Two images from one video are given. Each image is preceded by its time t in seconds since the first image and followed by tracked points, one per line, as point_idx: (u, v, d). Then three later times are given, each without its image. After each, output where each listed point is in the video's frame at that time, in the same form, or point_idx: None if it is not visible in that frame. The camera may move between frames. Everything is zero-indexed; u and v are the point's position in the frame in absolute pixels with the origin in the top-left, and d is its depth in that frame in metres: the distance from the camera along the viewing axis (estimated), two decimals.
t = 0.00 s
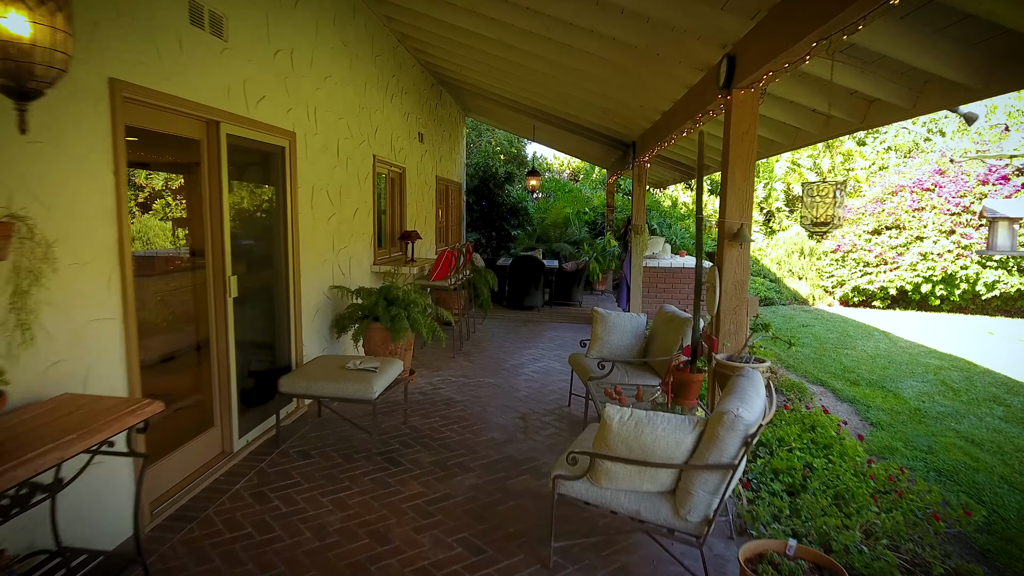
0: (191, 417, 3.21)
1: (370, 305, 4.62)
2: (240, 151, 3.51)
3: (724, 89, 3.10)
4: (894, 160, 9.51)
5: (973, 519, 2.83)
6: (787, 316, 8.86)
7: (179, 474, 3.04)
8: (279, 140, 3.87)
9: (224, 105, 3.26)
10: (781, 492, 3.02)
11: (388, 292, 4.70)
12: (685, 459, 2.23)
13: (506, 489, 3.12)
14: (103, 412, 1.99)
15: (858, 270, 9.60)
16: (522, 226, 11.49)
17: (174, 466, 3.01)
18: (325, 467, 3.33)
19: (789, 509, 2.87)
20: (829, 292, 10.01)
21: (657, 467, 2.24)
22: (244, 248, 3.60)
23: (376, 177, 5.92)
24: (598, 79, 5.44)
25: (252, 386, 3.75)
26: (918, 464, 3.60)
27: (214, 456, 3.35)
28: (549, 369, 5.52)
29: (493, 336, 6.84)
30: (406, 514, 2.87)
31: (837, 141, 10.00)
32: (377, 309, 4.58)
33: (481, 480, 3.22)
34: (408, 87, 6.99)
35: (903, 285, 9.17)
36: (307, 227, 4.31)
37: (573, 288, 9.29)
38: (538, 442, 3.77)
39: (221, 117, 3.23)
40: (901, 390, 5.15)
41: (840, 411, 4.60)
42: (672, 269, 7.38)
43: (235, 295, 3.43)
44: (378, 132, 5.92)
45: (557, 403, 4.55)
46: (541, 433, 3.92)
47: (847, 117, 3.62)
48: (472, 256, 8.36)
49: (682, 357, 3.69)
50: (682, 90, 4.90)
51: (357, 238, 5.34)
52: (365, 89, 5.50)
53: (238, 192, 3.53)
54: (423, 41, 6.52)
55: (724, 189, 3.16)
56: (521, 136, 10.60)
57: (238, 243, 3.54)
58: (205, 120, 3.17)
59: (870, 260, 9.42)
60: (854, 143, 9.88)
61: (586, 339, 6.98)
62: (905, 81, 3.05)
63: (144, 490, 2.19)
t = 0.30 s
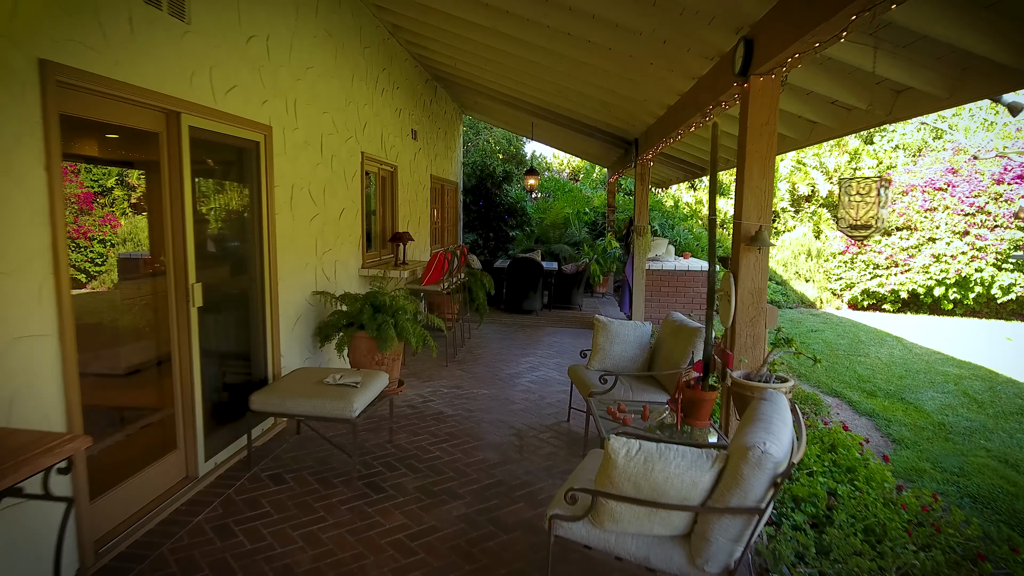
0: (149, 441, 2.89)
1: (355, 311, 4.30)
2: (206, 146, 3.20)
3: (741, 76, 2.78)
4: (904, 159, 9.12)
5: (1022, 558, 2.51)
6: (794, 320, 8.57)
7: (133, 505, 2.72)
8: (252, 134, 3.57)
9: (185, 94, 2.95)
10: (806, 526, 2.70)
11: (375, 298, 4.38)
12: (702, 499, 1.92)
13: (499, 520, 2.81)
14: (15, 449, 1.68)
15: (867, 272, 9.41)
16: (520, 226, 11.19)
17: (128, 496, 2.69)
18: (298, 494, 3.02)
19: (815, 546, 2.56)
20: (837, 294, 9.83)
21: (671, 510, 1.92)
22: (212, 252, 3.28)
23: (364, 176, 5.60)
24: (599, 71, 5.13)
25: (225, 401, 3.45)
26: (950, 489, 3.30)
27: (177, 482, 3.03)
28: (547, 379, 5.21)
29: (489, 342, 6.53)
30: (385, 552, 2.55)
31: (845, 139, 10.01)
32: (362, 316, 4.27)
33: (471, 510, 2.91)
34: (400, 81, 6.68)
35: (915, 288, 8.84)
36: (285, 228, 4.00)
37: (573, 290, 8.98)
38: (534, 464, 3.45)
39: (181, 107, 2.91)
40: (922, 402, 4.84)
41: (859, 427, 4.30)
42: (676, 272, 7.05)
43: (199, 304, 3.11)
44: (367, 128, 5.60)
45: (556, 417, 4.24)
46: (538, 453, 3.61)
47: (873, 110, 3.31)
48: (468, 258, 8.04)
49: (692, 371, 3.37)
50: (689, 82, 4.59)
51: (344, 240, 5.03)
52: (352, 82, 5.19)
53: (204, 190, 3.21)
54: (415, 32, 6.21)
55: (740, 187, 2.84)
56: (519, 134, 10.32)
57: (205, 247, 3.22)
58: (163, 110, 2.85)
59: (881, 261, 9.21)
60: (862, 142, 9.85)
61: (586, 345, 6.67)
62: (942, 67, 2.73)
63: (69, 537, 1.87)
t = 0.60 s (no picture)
0: (104, 467, 2.60)
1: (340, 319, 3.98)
2: (170, 139, 2.90)
3: (765, 60, 2.48)
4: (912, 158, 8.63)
5: None
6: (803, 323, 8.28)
7: (82, 541, 2.42)
8: (226, 127, 3.27)
9: (144, 82, 2.65)
10: (839, 565, 2.41)
11: (362, 304, 4.08)
12: (730, 551, 1.62)
13: (492, 557, 2.51)
14: None
15: (879, 274, 9.27)
16: (519, 227, 10.89)
17: (77, 528, 2.40)
18: (271, 525, 2.73)
19: None
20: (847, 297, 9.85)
21: (693, 565, 1.62)
22: (178, 256, 2.98)
23: (354, 174, 5.30)
24: (603, 62, 4.83)
25: (196, 417, 3.17)
26: (989, 515, 3.01)
27: (137, 511, 2.74)
28: (548, 389, 4.92)
29: (486, 348, 6.23)
30: None
31: (853, 138, 10.11)
32: (349, 324, 3.97)
33: (462, 543, 2.61)
34: (393, 75, 6.37)
35: (929, 290, 8.27)
36: (265, 230, 3.70)
37: (573, 293, 8.68)
38: (533, 487, 3.16)
39: (138, 95, 2.61)
40: (947, 414, 4.55)
41: (882, 443, 4.02)
42: (682, 275, 6.71)
43: (162, 314, 2.81)
44: (358, 124, 5.30)
45: (556, 432, 3.94)
46: (538, 474, 3.32)
47: (906, 100, 3.01)
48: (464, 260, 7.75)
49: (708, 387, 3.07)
50: (699, 73, 4.29)
51: (331, 242, 4.74)
52: (341, 75, 4.89)
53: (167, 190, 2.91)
54: (409, 23, 5.91)
55: (762, 184, 2.55)
56: (519, 132, 10.01)
57: (170, 251, 2.93)
58: (118, 99, 2.56)
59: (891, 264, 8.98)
60: (868, 139, 9.88)
61: (588, 350, 6.38)
62: (988, 49, 2.44)
63: None
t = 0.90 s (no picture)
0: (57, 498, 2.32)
1: (327, 326, 3.71)
2: (134, 132, 2.63)
3: (796, 41, 2.21)
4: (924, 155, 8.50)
5: None
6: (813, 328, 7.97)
7: None
8: (199, 119, 2.99)
9: (102, 66, 2.38)
10: None
11: (350, 311, 3.80)
12: None
13: None
14: None
15: (890, 276, 8.94)
16: (520, 227, 10.60)
17: (23, 568, 2.12)
18: (244, 560, 2.45)
19: None
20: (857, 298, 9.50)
21: None
22: (145, 260, 2.71)
23: (345, 172, 5.02)
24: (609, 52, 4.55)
25: (165, 436, 2.88)
26: None
27: (95, 544, 2.46)
28: (549, 399, 4.64)
29: (485, 354, 5.96)
30: None
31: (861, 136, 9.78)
32: (337, 332, 3.70)
33: None
34: (387, 69, 6.09)
35: (943, 293, 8.13)
36: (245, 231, 3.42)
37: (575, 296, 8.41)
38: (535, 513, 2.89)
39: (94, 82, 2.33)
40: (974, 427, 4.28)
41: (910, 460, 3.73)
42: (690, 277, 6.41)
43: (122, 326, 2.53)
44: (349, 119, 5.02)
45: (559, 448, 3.67)
46: (540, 497, 3.05)
47: (947, 88, 2.73)
48: (463, 261, 7.54)
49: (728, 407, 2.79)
50: (712, 63, 4.01)
51: (320, 244, 4.46)
52: (330, 66, 4.61)
53: (131, 187, 2.63)
54: (404, 14, 5.64)
55: (793, 179, 2.28)
56: (519, 130, 9.75)
57: (135, 255, 2.66)
58: (70, 85, 2.28)
59: (904, 265, 8.62)
60: (875, 140, 9.74)
61: (591, 357, 6.11)
62: None
63: None
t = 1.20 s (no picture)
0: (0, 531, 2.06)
1: (314, 334, 3.46)
2: (95, 122, 2.38)
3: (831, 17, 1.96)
4: (932, 156, 8.30)
5: None
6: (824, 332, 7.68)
7: None
8: (169, 108, 2.73)
9: (55, 48, 2.13)
10: None
11: (339, 316, 3.53)
12: None
13: None
14: None
15: (901, 278, 8.46)
16: (520, 227, 10.34)
17: None
18: None
19: None
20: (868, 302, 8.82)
21: None
22: (107, 263, 2.46)
23: (337, 169, 4.77)
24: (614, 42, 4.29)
25: (131, 456, 2.64)
26: None
27: None
28: (552, 409, 4.39)
29: (484, 360, 5.71)
30: None
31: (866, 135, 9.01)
32: (326, 338, 3.45)
33: None
34: (382, 62, 5.83)
35: (957, 296, 8.01)
36: (223, 231, 3.16)
37: (577, 298, 8.17)
38: (538, 541, 2.63)
39: (44, 64, 2.08)
40: (1003, 439, 4.04)
41: (940, 477, 3.48)
42: (698, 279, 6.13)
43: (78, 337, 2.28)
44: (341, 113, 4.76)
45: (563, 465, 3.41)
46: (543, 522, 2.79)
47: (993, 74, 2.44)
48: (463, 261, 7.40)
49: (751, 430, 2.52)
50: (727, 51, 3.76)
51: (309, 244, 4.20)
52: (320, 57, 4.36)
53: (90, 184, 2.38)
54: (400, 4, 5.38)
55: (829, 173, 2.02)
56: (520, 127, 9.51)
57: (96, 257, 2.41)
58: (16, 67, 2.02)
59: (917, 266, 8.25)
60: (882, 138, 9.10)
61: (595, 362, 5.86)
62: None
63: None
